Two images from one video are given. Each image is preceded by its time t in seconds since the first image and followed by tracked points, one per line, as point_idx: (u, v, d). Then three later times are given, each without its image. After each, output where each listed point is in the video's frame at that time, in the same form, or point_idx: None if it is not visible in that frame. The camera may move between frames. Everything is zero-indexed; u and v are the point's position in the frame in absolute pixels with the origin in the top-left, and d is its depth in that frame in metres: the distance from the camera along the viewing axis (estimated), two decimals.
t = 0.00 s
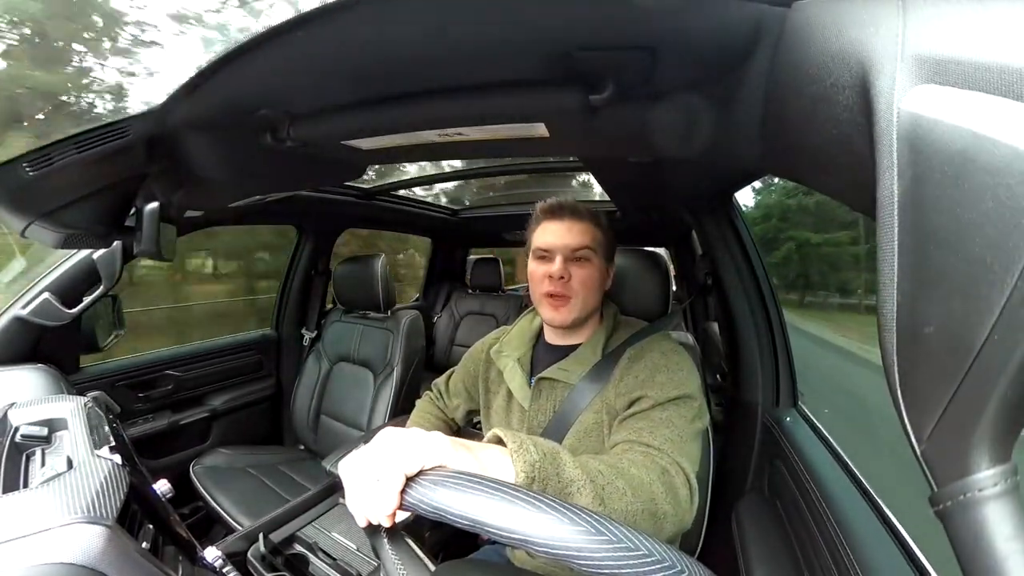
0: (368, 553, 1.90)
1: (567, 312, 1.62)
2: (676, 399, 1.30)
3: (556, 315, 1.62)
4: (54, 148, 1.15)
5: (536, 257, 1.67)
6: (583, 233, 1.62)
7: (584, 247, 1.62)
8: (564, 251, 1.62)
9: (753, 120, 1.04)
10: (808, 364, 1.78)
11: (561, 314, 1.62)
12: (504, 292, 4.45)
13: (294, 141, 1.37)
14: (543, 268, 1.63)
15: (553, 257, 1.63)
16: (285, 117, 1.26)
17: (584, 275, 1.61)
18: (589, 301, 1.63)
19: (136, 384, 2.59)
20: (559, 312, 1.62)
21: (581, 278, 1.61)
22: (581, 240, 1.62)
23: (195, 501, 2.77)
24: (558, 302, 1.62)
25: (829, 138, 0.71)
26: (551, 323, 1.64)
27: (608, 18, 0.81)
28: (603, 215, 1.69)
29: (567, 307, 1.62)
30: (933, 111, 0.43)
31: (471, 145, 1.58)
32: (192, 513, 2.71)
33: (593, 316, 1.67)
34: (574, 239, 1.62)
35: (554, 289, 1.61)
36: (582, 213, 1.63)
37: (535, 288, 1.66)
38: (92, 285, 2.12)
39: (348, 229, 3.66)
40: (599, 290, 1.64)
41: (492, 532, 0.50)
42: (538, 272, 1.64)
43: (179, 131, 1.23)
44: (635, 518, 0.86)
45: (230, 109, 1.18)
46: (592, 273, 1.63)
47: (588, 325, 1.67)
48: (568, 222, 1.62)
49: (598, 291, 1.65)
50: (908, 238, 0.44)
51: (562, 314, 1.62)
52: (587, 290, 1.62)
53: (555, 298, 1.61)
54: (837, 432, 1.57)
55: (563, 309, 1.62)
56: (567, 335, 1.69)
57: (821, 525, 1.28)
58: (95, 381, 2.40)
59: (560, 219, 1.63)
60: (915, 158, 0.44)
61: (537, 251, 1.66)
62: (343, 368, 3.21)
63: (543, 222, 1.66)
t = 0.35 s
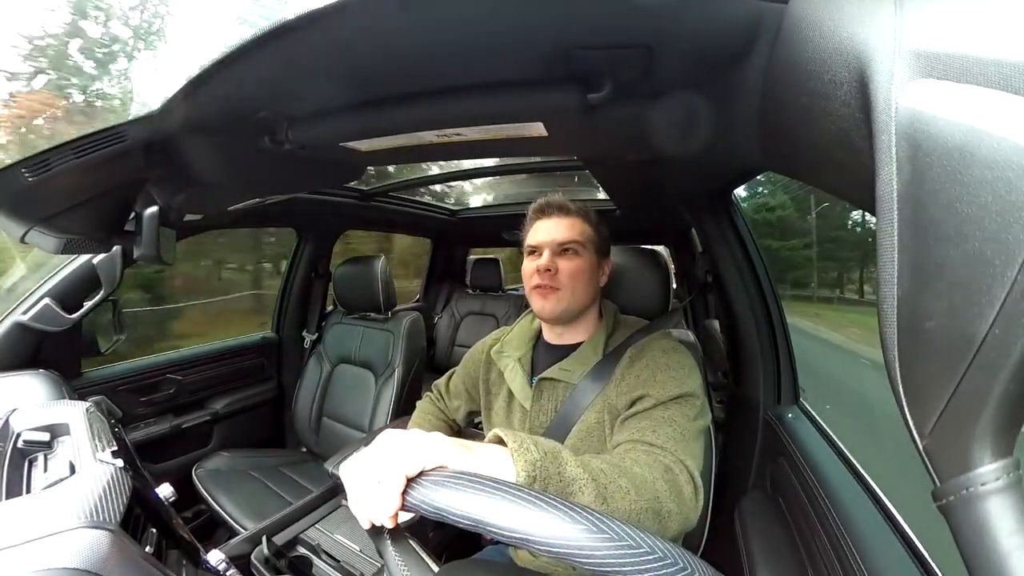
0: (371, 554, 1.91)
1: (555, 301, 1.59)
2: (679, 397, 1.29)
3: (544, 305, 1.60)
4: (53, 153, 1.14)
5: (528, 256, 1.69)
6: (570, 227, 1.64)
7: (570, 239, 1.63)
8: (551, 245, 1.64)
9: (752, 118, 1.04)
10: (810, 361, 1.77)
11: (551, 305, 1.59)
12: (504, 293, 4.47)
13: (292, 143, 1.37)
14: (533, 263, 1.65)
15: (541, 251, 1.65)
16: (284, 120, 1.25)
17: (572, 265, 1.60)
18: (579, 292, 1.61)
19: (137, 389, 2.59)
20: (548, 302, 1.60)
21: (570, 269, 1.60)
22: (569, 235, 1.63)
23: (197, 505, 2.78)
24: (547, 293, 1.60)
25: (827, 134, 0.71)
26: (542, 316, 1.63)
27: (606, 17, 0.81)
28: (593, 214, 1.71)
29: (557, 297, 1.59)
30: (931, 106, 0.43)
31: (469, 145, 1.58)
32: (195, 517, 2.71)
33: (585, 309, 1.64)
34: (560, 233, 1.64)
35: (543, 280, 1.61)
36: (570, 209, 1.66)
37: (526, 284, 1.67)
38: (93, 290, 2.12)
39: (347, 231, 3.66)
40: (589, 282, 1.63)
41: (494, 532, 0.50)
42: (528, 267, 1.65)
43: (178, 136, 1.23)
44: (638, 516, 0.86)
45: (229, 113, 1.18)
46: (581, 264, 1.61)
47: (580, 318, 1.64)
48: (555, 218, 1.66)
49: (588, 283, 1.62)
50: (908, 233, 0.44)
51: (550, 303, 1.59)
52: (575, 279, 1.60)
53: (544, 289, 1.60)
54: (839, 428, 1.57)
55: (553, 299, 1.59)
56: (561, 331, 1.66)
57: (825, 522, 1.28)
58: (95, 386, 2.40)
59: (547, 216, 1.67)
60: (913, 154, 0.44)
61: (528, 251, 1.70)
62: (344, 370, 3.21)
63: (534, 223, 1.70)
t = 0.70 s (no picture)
0: (367, 552, 1.91)
1: (552, 307, 1.60)
2: (676, 394, 1.29)
3: (541, 312, 1.61)
4: (54, 148, 1.11)
5: (520, 262, 1.70)
6: (559, 231, 1.64)
7: (561, 244, 1.63)
8: (542, 252, 1.64)
9: (752, 120, 1.04)
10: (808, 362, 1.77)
11: (548, 313, 1.60)
12: (503, 292, 4.48)
13: (293, 141, 1.37)
14: (525, 270, 1.65)
15: (533, 258, 1.65)
16: (285, 117, 1.25)
17: (565, 271, 1.61)
18: (575, 296, 1.62)
19: (136, 385, 2.59)
20: (546, 311, 1.61)
21: (563, 274, 1.61)
22: (558, 239, 1.63)
23: (195, 502, 2.78)
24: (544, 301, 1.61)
25: (828, 135, 0.71)
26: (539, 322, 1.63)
27: (610, 17, 0.80)
28: (581, 212, 1.70)
29: (553, 305, 1.60)
30: (933, 111, 0.43)
31: (469, 145, 1.58)
32: (193, 514, 2.71)
33: (581, 312, 1.65)
34: (550, 238, 1.64)
35: (538, 289, 1.61)
36: (556, 212, 1.66)
37: (521, 291, 1.67)
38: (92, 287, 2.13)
39: (347, 229, 3.66)
40: (583, 284, 1.63)
41: (483, 529, 0.50)
42: (521, 275, 1.66)
43: (178, 133, 1.23)
44: (635, 511, 0.86)
45: (230, 111, 1.17)
46: (574, 268, 1.62)
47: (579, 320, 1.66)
48: (543, 223, 1.66)
49: (582, 285, 1.63)
50: (907, 236, 0.44)
51: (548, 310, 1.60)
52: (570, 284, 1.60)
53: (540, 298, 1.61)
54: (836, 429, 1.57)
55: (550, 307, 1.60)
56: (559, 335, 1.68)
57: (822, 523, 1.28)
58: (95, 383, 2.40)
59: (536, 222, 1.67)
60: (914, 158, 0.44)
61: (519, 257, 1.70)
62: (343, 368, 3.21)
63: (522, 229, 1.70)
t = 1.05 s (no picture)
0: (365, 551, 1.91)
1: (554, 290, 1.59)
2: (674, 395, 1.30)
3: (543, 292, 1.59)
4: (54, 144, 1.15)
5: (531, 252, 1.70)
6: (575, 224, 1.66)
7: (573, 234, 1.65)
8: (553, 239, 1.65)
9: (753, 121, 1.04)
10: (808, 364, 1.77)
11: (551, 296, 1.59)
12: (503, 292, 4.48)
13: (294, 139, 1.37)
14: (535, 256, 1.66)
15: (544, 245, 1.67)
16: (286, 115, 1.25)
17: (574, 260, 1.61)
18: (580, 285, 1.61)
19: (136, 382, 2.59)
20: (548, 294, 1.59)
21: (570, 262, 1.61)
22: (573, 230, 1.65)
23: (194, 499, 2.78)
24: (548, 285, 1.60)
25: (829, 137, 0.71)
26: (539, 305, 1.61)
27: (612, 17, 0.81)
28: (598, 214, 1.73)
29: (557, 290, 1.59)
30: (933, 114, 0.43)
31: (470, 144, 1.58)
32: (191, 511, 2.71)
33: (583, 303, 1.63)
34: (564, 227, 1.66)
35: (544, 273, 1.61)
36: (576, 208, 1.69)
37: (527, 276, 1.67)
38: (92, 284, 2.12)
39: (347, 228, 3.66)
40: (590, 277, 1.63)
41: (474, 526, 0.50)
42: (530, 261, 1.67)
43: (179, 130, 1.23)
44: (629, 511, 0.86)
45: (231, 109, 1.17)
46: (582, 257, 1.63)
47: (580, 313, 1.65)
48: (559, 214, 1.69)
49: (588, 276, 1.63)
50: (907, 238, 0.44)
51: (549, 291, 1.59)
52: (576, 273, 1.60)
53: (544, 281, 1.60)
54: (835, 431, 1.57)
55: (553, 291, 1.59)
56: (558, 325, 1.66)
57: (820, 525, 1.28)
58: (94, 379, 2.40)
59: (553, 213, 1.70)
60: (915, 160, 0.44)
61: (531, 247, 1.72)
62: (342, 367, 3.21)
63: (539, 221, 1.74)
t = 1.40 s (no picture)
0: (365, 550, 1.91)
1: (566, 300, 1.60)
2: (676, 398, 1.29)
3: (555, 302, 1.60)
4: (54, 143, 1.14)
5: (537, 254, 1.69)
6: (584, 229, 1.65)
7: (583, 240, 1.64)
8: (563, 244, 1.64)
9: (753, 121, 1.04)
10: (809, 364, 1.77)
11: (562, 305, 1.59)
12: (503, 291, 4.48)
13: (294, 138, 1.36)
14: (543, 261, 1.65)
15: (553, 250, 1.66)
16: (287, 114, 1.25)
17: (584, 267, 1.61)
18: (589, 293, 1.62)
19: (136, 381, 2.60)
20: (559, 301, 1.60)
21: (580, 270, 1.61)
22: (581, 235, 1.64)
23: (194, 499, 2.78)
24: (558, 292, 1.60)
25: (829, 136, 0.71)
26: (549, 313, 1.62)
27: (612, 16, 0.81)
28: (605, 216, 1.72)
29: (567, 298, 1.59)
30: (933, 114, 0.43)
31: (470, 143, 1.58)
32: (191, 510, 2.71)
33: (591, 311, 1.65)
34: (574, 232, 1.65)
35: (554, 280, 1.60)
36: (584, 211, 1.68)
37: (535, 281, 1.66)
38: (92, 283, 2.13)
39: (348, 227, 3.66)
40: (599, 284, 1.64)
41: (468, 523, 0.50)
42: (538, 265, 1.65)
43: (179, 129, 1.23)
44: (626, 511, 0.86)
45: (231, 108, 1.17)
46: (593, 265, 1.63)
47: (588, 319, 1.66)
48: (568, 217, 1.67)
49: (597, 284, 1.64)
50: (907, 237, 0.44)
51: (560, 302, 1.59)
52: (586, 281, 1.61)
53: (555, 288, 1.60)
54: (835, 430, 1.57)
55: (563, 299, 1.59)
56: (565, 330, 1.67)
57: (820, 524, 1.28)
58: (95, 378, 2.40)
59: (561, 215, 1.67)
60: (915, 159, 0.44)
61: (538, 249, 1.70)
62: (342, 366, 3.21)
63: (545, 221, 1.71)
